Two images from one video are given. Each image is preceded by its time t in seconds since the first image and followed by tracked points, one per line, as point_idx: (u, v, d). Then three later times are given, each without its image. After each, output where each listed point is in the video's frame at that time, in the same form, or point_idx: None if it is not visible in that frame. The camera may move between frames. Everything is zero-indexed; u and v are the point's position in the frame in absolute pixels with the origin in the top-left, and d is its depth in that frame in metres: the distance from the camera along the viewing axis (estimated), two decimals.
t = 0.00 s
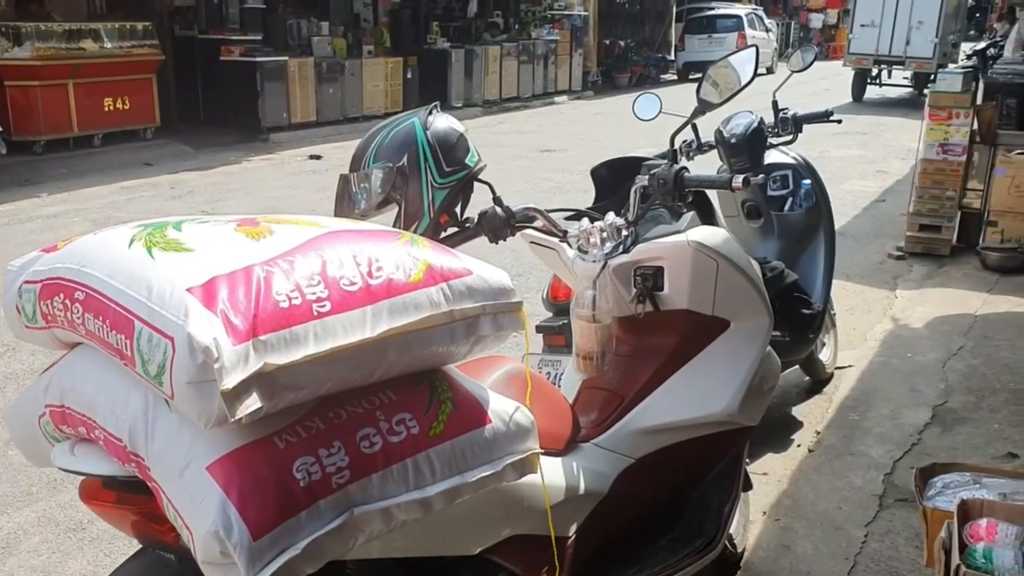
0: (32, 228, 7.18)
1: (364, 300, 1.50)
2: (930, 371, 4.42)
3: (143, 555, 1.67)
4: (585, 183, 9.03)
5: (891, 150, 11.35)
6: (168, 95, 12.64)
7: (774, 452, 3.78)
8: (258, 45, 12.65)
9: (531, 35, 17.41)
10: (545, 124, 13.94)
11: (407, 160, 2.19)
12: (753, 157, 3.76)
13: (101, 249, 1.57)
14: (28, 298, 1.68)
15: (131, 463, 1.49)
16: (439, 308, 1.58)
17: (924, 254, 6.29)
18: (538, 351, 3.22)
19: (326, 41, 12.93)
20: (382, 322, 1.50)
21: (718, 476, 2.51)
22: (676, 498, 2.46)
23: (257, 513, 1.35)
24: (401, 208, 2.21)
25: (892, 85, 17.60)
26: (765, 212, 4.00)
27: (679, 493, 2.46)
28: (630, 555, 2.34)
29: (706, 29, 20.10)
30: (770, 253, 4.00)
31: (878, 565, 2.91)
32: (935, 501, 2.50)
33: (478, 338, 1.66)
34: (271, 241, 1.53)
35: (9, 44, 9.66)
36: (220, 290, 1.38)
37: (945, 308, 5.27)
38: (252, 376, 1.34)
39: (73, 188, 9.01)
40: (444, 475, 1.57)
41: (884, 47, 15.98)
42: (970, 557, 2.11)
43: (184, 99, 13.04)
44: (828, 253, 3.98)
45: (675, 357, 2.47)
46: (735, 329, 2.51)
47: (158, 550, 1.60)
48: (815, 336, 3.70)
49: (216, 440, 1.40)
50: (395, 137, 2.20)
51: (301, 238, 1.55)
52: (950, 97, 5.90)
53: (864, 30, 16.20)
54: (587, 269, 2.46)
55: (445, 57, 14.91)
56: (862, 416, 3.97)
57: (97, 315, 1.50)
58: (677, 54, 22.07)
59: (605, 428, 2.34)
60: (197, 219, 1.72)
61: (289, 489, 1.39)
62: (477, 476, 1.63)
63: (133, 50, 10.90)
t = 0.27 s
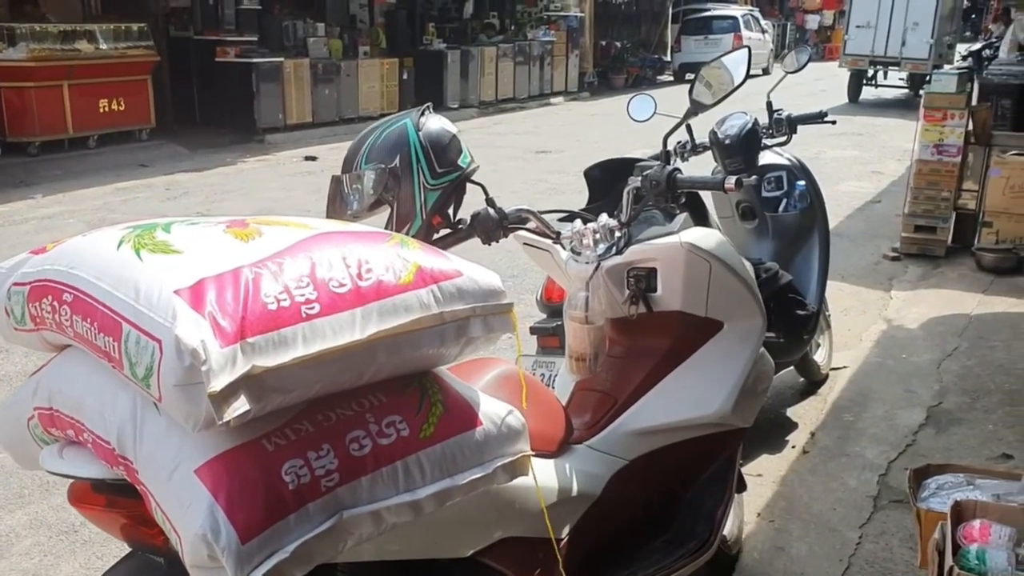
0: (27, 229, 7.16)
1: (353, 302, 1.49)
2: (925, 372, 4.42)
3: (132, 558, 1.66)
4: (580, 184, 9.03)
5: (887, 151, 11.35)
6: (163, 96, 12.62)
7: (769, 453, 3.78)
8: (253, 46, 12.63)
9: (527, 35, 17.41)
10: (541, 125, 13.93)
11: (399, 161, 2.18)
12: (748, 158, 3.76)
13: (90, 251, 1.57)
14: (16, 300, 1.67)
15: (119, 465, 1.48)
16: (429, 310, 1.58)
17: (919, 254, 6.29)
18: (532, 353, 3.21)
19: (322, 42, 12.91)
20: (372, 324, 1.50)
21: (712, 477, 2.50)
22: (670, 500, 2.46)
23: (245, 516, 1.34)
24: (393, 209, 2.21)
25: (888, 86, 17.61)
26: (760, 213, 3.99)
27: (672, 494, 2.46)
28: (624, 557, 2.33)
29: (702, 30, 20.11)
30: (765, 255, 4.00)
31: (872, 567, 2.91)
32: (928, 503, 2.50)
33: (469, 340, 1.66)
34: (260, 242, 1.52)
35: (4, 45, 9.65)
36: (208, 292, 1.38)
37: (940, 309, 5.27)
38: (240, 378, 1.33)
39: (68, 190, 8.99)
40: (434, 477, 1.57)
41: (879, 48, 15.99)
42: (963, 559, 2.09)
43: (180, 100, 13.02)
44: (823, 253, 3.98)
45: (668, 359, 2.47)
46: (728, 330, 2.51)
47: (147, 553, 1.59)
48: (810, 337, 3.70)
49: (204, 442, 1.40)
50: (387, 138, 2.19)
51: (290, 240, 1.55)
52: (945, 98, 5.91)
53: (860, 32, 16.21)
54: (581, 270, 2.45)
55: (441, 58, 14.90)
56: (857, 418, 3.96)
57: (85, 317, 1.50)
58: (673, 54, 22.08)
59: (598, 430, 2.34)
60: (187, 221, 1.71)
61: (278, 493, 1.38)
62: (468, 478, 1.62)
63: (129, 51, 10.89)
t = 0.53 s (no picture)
0: (23, 231, 7.15)
1: (348, 303, 1.49)
2: (922, 372, 4.41)
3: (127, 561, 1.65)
4: (578, 185, 9.02)
5: (884, 152, 11.35)
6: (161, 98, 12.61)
7: (767, 454, 3.78)
8: (251, 47, 12.62)
9: (525, 36, 17.40)
10: (539, 126, 13.92)
11: (395, 162, 2.17)
12: (745, 158, 3.75)
13: (83, 253, 1.56)
14: (10, 302, 1.66)
15: (113, 468, 1.48)
16: (424, 311, 1.57)
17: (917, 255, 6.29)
18: (529, 354, 3.20)
19: (319, 43, 12.90)
20: (366, 325, 1.49)
21: (708, 478, 2.50)
22: (666, 501, 2.45)
23: (239, 519, 1.34)
24: (389, 210, 2.20)
25: (885, 86, 17.61)
26: (757, 213, 3.99)
27: (669, 496, 2.45)
28: (620, 558, 2.32)
29: (699, 31, 20.12)
30: (763, 255, 4.00)
31: (870, 567, 2.90)
32: (926, 503, 2.49)
33: (464, 341, 1.65)
34: (254, 244, 1.51)
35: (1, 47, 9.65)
36: (202, 294, 1.37)
37: (937, 309, 5.27)
38: (233, 380, 1.32)
39: (66, 191, 8.98)
40: (430, 479, 1.56)
41: (876, 49, 15.99)
42: (960, 560, 2.09)
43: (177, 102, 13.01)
44: (820, 254, 3.98)
45: (664, 360, 2.46)
46: (725, 331, 2.50)
47: (141, 556, 1.59)
48: (808, 338, 3.70)
49: (198, 445, 1.39)
50: (383, 139, 2.19)
51: (285, 241, 1.54)
52: (942, 98, 5.92)
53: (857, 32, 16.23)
54: (577, 272, 2.41)
55: (438, 59, 14.90)
56: (855, 418, 3.96)
57: (78, 319, 1.49)
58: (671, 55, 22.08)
59: (595, 431, 2.33)
60: (181, 222, 1.70)
61: (272, 495, 1.37)
62: (463, 480, 1.61)
63: (126, 52, 10.87)
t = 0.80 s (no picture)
0: (22, 231, 7.14)
1: (347, 302, 1.48)
2: (923, 371, 4.41)
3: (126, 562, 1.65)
4: (577, 185, 9.01)
5: (884, 151, 11.34)
6: (160, 98, 12.60)
7: (767, 454, 3.77)
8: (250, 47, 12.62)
9: (524, 36, 17.39)
10: (538, 126, 13.92)
11: (394, 161, 2.17)
12: (744, 158, 3.74)
13: (82, 253, 1.55)
14: (8, 303, 1.66)
15: (111, 468, 1.47)
16: (423, 310, 1.57)
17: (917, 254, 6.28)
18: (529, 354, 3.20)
19: (319, 43, 12.89)
20: (366, 324, 1.49)
21: (708, 477, 2.49)
22: (667, 501, 2.44)
23: (238, 519, 1.33)
24: (388, 209, 2.19)
25: (885, 86, 17.60)
26: (757, 212, 3.99)
27: (669, 495, 2.44)
28: (621, 558, 2.32)
29: (699, 30, 20.12)
30: (762, 254, 3.99)
31: (870, 567, 2.90)
32: (926, 502, 2.49)
33: (463, 341, 1.65)
34: (252, 243, 1.51)
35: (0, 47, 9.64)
36: (200, 293, 1.37)
37: (937, 309, 5.27)
38: (232, 380, 1.32)
39: (65, 192, 8.98)
40: (429, 479, 1.56)
41: (876, 49, 15.98)
42: (961, 559, 2.08)
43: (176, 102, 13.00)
44: (820, 253, 3.97)
45: (664, 359, 2.46)
46: (725, 330, 2.50)
47: (139, 557, 1.58)
48: (808, 337, 3.69)
49: (197, 445, 1.39)
50: (381, 138, 2.18)
51: (284, 240, 1.54)
52: (942, 98, 5.92)
53: (856, 32, 16.23)
54: (576, 271, 2.43)
55: (438, 59, 14.90)
56: (855, 417, 3.96)
57: (76, 319, 1.49)
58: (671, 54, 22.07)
59: (595, 430, 2.32)
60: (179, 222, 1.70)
61: (271, 495, 1.37)
62: (462, 480, 1.61)
63: (125, 52, 10.87)
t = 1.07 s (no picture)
0: (23, 231, 7.14)
1: (346, 301, 1.48)
2: (923, 370, 4.40)
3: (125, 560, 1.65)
4: (578, 184, 9.00)
5: (885, 150, 11.34)
6: (160, 98, 12.58)
7: (767, 453, 3.77)
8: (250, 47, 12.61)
9: (525, 35, 17.38)
10: (539, 125, 13.91)
11: (394, 159, 2.16)
12: (744, 156, 3.74)
13: (81, 251, 1.55)
14: (7, 302, 1.66)
15: (111, 467, 1.47)
16: (422, 309, 1.57)
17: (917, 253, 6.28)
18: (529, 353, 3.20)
19: (319, 42, 12.88)
20: (365, 322, 1.48)
21: (709, 476, 2.49)
22: (667, 499, 2.44)
23: (237, 518, 1.33)
24: (387, 208, 2.19)
25: (885, 85, 17.60)
26: (757, 211, 3.99)
27: (670, 494, 2.44)
28: (621, 556, 2.31)
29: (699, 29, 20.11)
30: (763, 252, 3.99)
31: (871, 565, 2.90)
32: (927, 501, 2.48)
33: (463, 340, 1.64)
34: (251, 242, 1.51)
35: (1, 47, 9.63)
36: (199, 292, 1.36)
37: (938, 307, 5.26)
38: (231, 378, 1.32)
39: (66, 191, 8.98)
40: (429, 478, 1.55)
41: (876, 48, 15.97)
42: (962, 557, 2.09)
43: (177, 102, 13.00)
44: (821, 251, 3.96)
45: (665, 358, 2.45)
46: (725, 329, 2.49)
47: (139, 555, 1.58)
48: (808, 336, 3.68)
49: (196, 443, 1.38)
50: (381, 136, 2.18)
51: (283, 239, 1.54)
52: (942, 96, 5.91)
53: (857, 31, 16.23)
54: (576, 269, 2.43)
55: (438, 59, 14.90)
56: (855, 416, 3.95)
57: (76, 317, 1.48)
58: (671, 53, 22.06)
59: (596, 429, 2.32)
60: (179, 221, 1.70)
61: (270, 494, 1.37)
62: (462, 478, 1.60)
63: (125, 52, 10.86)
